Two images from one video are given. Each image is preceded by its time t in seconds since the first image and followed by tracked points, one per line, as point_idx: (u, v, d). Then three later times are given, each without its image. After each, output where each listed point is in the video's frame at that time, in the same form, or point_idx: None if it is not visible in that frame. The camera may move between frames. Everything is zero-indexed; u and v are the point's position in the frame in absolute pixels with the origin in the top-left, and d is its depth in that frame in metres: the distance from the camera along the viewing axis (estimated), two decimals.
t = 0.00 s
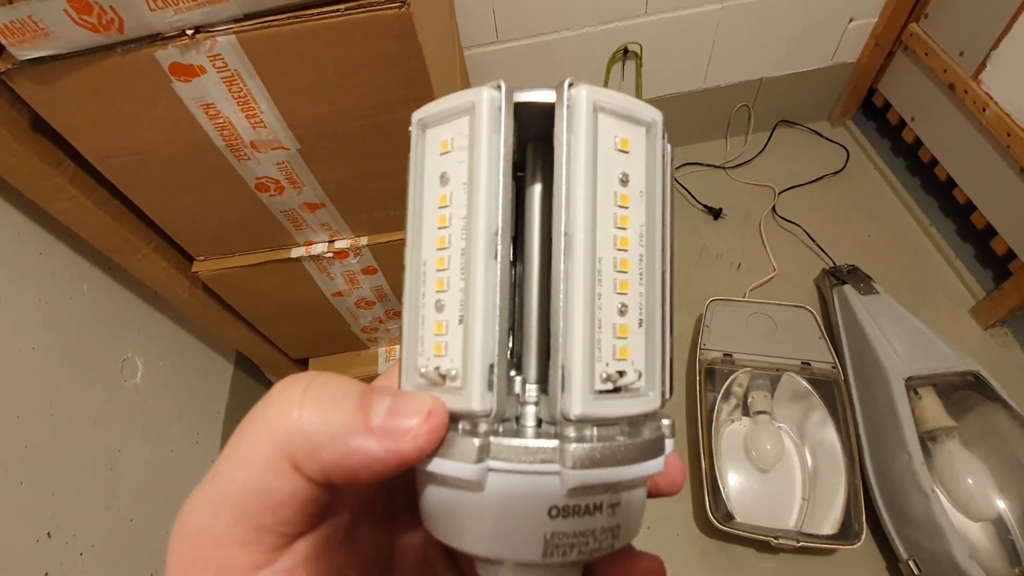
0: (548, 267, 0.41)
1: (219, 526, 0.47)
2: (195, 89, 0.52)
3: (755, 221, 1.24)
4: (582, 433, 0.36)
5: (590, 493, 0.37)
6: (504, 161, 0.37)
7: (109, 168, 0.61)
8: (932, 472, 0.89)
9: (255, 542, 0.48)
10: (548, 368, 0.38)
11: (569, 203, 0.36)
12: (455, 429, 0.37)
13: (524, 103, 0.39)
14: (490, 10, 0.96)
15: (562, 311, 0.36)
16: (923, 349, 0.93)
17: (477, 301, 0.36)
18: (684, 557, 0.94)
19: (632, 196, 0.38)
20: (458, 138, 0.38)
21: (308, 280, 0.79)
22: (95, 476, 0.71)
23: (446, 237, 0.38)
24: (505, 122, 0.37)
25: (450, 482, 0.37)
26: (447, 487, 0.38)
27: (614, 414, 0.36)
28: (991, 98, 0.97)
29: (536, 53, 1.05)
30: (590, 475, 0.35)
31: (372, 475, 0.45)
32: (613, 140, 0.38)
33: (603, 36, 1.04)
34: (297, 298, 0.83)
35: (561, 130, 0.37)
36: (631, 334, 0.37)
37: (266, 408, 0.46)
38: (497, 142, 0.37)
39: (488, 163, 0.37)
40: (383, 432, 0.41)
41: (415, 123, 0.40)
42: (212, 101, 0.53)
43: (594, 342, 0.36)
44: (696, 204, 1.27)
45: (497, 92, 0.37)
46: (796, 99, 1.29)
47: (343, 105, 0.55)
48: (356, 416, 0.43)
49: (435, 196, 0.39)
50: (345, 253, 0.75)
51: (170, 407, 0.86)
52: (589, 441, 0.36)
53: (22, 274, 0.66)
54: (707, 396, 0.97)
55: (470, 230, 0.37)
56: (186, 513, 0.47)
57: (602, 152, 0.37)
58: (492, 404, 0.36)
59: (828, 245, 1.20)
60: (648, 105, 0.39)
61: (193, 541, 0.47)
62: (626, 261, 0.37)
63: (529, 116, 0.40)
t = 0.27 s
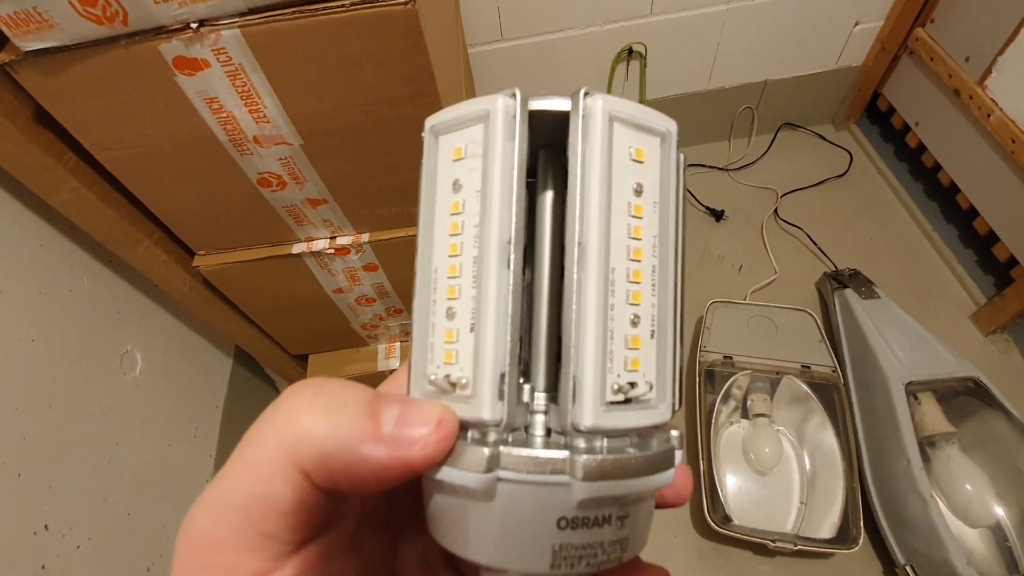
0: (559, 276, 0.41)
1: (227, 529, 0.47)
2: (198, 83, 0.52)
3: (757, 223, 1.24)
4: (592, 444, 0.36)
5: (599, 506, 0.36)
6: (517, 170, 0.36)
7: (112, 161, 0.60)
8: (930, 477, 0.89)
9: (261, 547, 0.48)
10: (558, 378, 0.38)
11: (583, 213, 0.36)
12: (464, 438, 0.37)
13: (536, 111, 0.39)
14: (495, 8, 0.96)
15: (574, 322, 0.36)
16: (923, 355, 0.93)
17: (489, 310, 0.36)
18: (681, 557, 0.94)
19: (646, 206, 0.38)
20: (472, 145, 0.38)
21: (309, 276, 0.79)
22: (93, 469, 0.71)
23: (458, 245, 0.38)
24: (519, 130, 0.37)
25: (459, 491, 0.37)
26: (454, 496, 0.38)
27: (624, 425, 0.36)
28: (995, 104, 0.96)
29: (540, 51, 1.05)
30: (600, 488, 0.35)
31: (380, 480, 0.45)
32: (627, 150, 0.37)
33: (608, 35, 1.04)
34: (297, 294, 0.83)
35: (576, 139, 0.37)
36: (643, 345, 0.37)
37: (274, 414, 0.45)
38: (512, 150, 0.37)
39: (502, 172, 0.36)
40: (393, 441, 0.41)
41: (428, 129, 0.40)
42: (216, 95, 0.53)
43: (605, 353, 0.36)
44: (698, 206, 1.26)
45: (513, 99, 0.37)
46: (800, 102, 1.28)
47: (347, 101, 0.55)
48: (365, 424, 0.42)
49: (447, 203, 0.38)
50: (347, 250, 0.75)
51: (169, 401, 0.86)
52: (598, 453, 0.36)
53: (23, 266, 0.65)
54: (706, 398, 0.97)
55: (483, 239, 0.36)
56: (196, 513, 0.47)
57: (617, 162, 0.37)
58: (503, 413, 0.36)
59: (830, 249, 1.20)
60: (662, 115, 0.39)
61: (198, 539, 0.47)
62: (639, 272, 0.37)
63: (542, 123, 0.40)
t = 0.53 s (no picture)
0: (569, 269, 0.41)
1: (236, 518, 0.46)
2: (198, 75, 0.52)
3: (757, 223, 1.24)
4: (600, 437, 0.36)
5: (606, 499, 0.36)
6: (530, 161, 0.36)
7: (110, 154, 0.60)
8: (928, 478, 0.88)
9: (268, 535, 0.47)
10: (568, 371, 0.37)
11: (596, 205, 0.36)
12: (472, 430, 0.37)
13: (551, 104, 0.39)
14: (496, 4, 0.96)
15: (585, 314, 0.35)
16: (922, 356, 0.93)
17: (500, 301, 0.36)
18: (677, 556, 0.94)
19: (658, 200, 0.38)
20: (485, 136, 0.38)
21: (308, 272, 0.79)
22: (89, 463, 0.71)
23: (469, 236, 0.37)
24: (533, 121, 0.37)
25: (466, 482, 0.37)
26: (461, 487, 0.38)
27: (633, 419, 0.36)
28: (997, 106, 0.96)
29: (541, 48, 1.04)
30: (609, 481, 0.35)
31: (386, 472, 0.44)
32: (641, 143, 0.37)
33: (609, 33, 1.04)
34: (296, 290, 0.82)
35: (589, 131, 0.36)
36: (653, 339, 0.37)
37: (285, 400, 0.46)
38: (525, 141, 0.36)
39: (515, 163, 0.36)
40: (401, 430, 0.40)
41: (440, 118, 0.40)
42: (216, 88, 0.53)
43: (616, 345, 0.36)
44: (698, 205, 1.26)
45: (527, 90, 0.37)
46: (801, 102, 1.28)
47: (348, 96, 0.54)
48: (374, 412, 0.42)
49: (459, 193, 0.38)
50: (346, 246, 0.75)
51: (167, 395, 0.86)
52: (607, 446, 0.36)
53: (20, 258, 0.65)
54: (704, 398, 0.97)
55: (495, 229, 0.36)
56: (199, 506, 0.47)
57: (630, 155, 0.37)
58: (512, 405, 0.36)
59: (830, 249, 1.20)
60: (676, 109, 0.39)
61: (198, 531, 0.47)
62: (650, 266, 0.37)
63: (554, 116, 0.40)
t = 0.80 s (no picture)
0: (567, 268, 0.40)
1: (232, 515, 0.47)
2: (195, 73, 0.51)
3: (756, 222, 1.24)
4: (597, 437, 0.36)
5: (602, 499, 0.36)
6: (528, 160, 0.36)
7: (106, 152, 0.60)
8: (926, 479, 0.89)
9: (261, 532, 0.47)
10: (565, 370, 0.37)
11: (594, 204, 0.36)
12: (468, 429, 0.37)
13: (548, 102, 0.38)
14: (496, 2, 0.95)
15: (583, 313, 0.35)
16: (920, 356, 0.93)
17: (497, 300, 0.36)
18: (675, 556, 0.94)
19: (656, 199, 0.37)
20: (482, 134, 0.37)
21: (306, 270, 0.79)
22: (86, 461, 0.70)
23: (466, 234, 0.37)
24: (531, 120, 0.36)
25: (462, 482, 0.37)
26: (457, 485, 0.37)
27: (630, 418, 0.36)
28: (996, 106, 0.96)
29: (540, 47, 1.04)
30: (605, 480, 0.35)
31: (381, 471, 0.44)
32: (640, 141, 0.37)
33: (609, 32, 1.03)
34: (293, 288, 0.82)
35: (588, 129, 0.36)
36: (650, 338, 0.37)
37: (280, 398, 0.45)
38: (523, 140, 0.36)
39: (513, 161, 0.36)
40: (396, 429, 0.40)
41: (438, 116, 0.40)
42: (212, 86, 0.53)
43: (613, 345, 0.36)
44: (697, 205, 1.26)
45: (525, 88, 0.37)
46: (801, 101, 1.28)
47: (346, 94, 0.54)
48: (370, 411, 0.42)
49: (456, 191, 0.38)
50: (344, 244, 0.75)
51: (164, 394, 0.86)
52: (604, 446, 0.36)
53: (17, 256, 0.65)
54: (702, 397, 0.97)
55: (492, 228, 0.36)
56: (195, 504, 0.47)
57: (629, 153, 0.37)
58: (508, 404, 0.36)
59: (829, 249, 1.20)
60: (675, 107, 0.39)
61: (196, 529, 0.47)
62: (648, 265, 0.37)
63: (552, 114, 0.40)
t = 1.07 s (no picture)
0: (564, 265, 0.41)
1: (230, 513, 0.47)
2: (192, 72, 0.51)
3: (755, 222, 1.24)
4: (595, 432, 0.36)
5: (601, 494, 0.36)
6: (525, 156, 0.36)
7: (104, 150, 0.60)
8: (924, 478, 0.89)
9: (260, 529, 0.47)
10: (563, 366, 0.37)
11: (591, 201, 0.36)
12: (466, 425, 0.37)
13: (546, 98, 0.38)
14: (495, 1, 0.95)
15: (580, 309, 0.35)
16: (918, 355, 0.93)
17: (495, 295, 0.36)
18: (673, 555, 0.94)
19: (653, 195, 0.37)
20: (480, 131, 0.37)
21: (304, 269, 0.79)
22: (84, 460, 0.70)
23: (464, 231, 0.37)
24: (528, 117, 0.36)
25: (461, 477, 0.37)
26: (456, 481, 0.37)
27: (628, 414, 0.36)
28: (995, 105, 0.96)
29: (539, 46, 1.04)
30: (603, 475, 0.35)
31: (379, 467, 0.44)
32: (636, 138, 0.37)
33: (608, 30, 1.03)
34: (292, 288, 0.82)
35: (584, 126, 0.36)
36: (648, 334, 0.37)
37: (278, 395, 0.45)
38: (520, 136, 0.36)
39: (510, 158, 0.36)
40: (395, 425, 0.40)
41: (435, 114, 0.40)
42: (210, 85, 0.53)
43: (611, 340, 0.36)
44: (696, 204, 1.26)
45: (522, 85, 0.37)
46: (800, 101, 1.28)
47: (344, 93, 0.54)
48: (369, 407, 0.42)
49: (454, 188, 0.38)
50: (342, 243, 0.74)
51: (162, 393, 0.86)
52: (602, 441, 0.36)
53: (15, 255, 0.65)
54: (701, 396, 0.98)
55: (489, 224, 0.36)
56: (194, 502, 0.47)
57: (625, 150, 0.37)
58: (506, 400, 0.35)
59: (828, 248, 1.20)
60: (671, 104, 0.39)
61: (194, 527, 0.47)
62: (645, 261, 0.37)
63: (549, 111, 0.40)
